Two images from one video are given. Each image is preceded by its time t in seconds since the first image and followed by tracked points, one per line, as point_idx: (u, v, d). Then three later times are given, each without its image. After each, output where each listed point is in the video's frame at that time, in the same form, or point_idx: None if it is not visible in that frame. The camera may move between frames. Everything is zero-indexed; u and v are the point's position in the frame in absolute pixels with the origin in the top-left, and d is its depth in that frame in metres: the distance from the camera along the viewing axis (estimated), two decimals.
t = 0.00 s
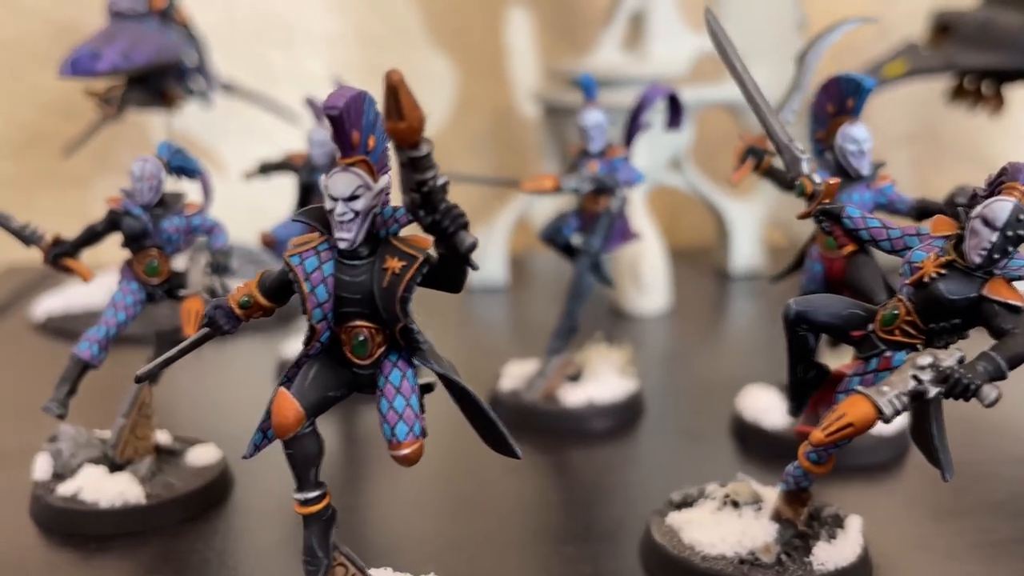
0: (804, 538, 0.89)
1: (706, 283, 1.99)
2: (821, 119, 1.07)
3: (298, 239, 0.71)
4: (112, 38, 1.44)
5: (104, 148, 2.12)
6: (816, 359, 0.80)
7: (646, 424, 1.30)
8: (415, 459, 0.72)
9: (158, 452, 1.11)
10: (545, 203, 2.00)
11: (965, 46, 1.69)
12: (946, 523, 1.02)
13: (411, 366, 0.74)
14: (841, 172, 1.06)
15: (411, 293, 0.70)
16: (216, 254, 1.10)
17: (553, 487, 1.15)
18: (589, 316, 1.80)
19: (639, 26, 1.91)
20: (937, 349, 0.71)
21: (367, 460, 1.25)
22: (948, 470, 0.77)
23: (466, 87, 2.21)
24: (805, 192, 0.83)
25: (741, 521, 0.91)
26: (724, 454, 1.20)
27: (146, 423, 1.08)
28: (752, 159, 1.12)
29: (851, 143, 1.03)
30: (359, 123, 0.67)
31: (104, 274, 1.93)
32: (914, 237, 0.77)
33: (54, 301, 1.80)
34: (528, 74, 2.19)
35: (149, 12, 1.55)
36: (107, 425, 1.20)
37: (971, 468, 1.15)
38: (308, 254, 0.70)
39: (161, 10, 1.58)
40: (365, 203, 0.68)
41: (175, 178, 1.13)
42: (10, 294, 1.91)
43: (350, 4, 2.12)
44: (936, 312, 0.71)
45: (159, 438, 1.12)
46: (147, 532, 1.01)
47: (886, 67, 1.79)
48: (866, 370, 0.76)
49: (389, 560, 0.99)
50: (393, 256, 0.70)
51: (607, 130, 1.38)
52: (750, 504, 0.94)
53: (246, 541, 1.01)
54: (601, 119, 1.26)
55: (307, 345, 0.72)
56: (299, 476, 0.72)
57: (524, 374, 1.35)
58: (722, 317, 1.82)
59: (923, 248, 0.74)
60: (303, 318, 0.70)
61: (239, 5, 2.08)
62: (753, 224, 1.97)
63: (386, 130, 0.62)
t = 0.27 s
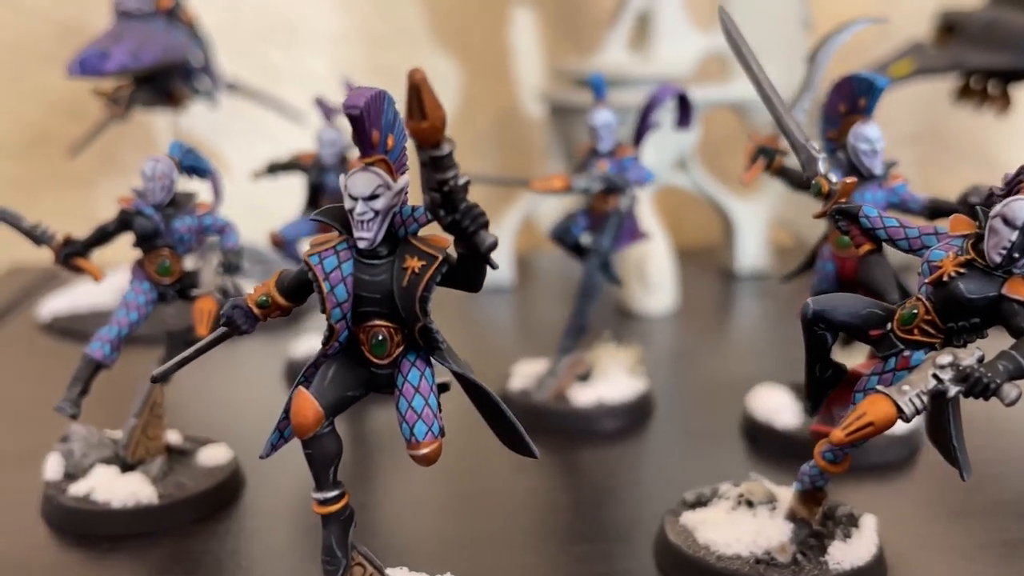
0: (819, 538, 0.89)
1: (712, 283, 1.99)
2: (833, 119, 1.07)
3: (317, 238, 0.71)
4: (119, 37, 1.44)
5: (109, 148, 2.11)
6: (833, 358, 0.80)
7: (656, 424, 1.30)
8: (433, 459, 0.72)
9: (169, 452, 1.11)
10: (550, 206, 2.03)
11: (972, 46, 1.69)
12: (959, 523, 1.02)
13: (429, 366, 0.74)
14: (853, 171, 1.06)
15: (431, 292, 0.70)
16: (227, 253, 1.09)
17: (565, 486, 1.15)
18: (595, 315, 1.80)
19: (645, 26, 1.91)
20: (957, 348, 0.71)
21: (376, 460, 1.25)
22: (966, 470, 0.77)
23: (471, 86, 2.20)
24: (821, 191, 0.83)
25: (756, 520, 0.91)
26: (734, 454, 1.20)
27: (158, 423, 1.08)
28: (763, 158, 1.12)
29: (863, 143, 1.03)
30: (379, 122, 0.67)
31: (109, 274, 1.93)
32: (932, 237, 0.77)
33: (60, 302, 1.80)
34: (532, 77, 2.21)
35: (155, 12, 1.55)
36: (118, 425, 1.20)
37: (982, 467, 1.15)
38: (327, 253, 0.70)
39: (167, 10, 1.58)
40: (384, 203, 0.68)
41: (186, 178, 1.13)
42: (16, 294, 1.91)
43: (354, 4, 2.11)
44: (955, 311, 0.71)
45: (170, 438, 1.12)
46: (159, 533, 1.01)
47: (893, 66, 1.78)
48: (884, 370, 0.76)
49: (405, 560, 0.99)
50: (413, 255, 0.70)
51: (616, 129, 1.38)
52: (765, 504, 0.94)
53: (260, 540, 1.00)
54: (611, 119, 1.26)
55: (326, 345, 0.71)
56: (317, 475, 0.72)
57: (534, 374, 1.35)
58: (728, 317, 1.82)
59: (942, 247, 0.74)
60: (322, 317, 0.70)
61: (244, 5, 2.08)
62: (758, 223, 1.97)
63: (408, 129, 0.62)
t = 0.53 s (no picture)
0: (828, 538, 0.89)
1: (715, 283, 1.99)
2: (841, 119, 1.07)
3: (328, 238, 0.71)
4: (124, 37, 1.43)
5: (112, 149, 2.11)
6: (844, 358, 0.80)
7: (661, 424, 1.30)
8: (445, 459, 0.72)
9: (176, 453, 1.10)
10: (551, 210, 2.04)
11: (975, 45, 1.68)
12: (966, 523, 1.02)
13: (441, 366, 0.74)
14: (860, 171, 1.05)
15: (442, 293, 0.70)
16: (233, 254, 1.07)
17: (571, 487, 1.15)
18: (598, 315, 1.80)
19: (648, 26, 1.91)
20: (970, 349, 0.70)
21: (381, 461, 1.24)
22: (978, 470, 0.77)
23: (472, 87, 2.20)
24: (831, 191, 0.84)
25: (765, 521, 0.91)
26: (739, 453, 1.20)
27: (164, 424, 1.07)
28: (770, 158, 1.12)
29: (870, 143, 1.03)
30: (390, 122, 0.67)
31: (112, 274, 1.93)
32: (943, 237, 0.77)
33: (63, 302, 1.80)
34: (534, 75, 2.20)
35: (158, 12, 1.55)
36: (125, 426, 1.20)
37: (988, 468, 1.15)
38: (338, 254, 0.70)
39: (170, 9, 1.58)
40: (396, 203, 0.68)
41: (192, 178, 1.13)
42: (18, 295, 1.91)
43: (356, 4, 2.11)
44: (967, 311, 0.71)
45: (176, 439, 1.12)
46: (165, 535, 1.01)
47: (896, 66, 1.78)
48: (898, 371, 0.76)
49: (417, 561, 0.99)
50: (424, 256, 0.69)
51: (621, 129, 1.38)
52: (773, 504, 0.94)
53: (267, 541, 1.00)
54: (616, 119, 1.26)
55: (336, 345, 0.71)
56: (328, 476, 0.72)
57: (540, 374, 1.35)
58: (732, 317, 1.82)
59: (953, 247, 0.74)
60: (333, 318, 0.70)
61: (245, 5, 2.08)
62: (761, 222, 1.98)
63: (420, 130, 0.62)
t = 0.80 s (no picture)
0: (849, 535, 0.89)
1: (723, 283, 1.99)
2: (857, 117, 1.07)
3: (354, 236, 0.71)
4: (135, 36, 1.43)
5: (118, 149, 2.11)
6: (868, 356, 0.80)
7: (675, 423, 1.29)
8: (470, 457, 0.72)
9: (191, 452, 1.10)
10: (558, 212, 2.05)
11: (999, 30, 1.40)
12: (984, 522, 1.02)
13: (466, 364, 0.74)
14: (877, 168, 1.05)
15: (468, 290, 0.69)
16: (250, 252, 1.08)
17: (587, 485, 1.15)
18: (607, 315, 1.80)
19: (657, 25, 1.91)
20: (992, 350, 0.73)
21: (394, 460, 1.24)
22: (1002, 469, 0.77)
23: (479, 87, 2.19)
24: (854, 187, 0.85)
25: (785, 518, 0.91)
26: (754, 452, 1.20)
27: (180, 423, 1.07)
28: (786, 156, 1.12)
29: (887, 140, 1.02)
30: (417, 119, 0.67)
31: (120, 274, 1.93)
32: (967, 234, 0.76)
33: (72, 301, 1.80)
34: (540, 74, 2.20)
35: (168, 11, 1.54)
36: (140, 424, 1.20)
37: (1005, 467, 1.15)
38: (364, 251, 0.69)
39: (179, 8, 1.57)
40: (423, 200, 0.68)
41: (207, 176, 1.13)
42: (26, 294, 1.90)
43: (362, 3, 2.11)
44: (993, 308, 0.70)
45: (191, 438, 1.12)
46: (182, 534, 1.00)
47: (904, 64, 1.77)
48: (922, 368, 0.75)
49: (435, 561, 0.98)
50: (450, 253, 0.69)
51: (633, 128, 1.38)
52: (794, 502, 0.94)
53: (285, 540, 1.00)
54: (630, 117, 1.25)
55: (362, 342, 0.71)
56: (354, 473, 0.71)
57: (553, 373, 1.35)
58: (741, 317, 1.82)
59: (979, 244, 0.73)
60: (358, 315, 0.70)
61: (252, 4, 2.08)
62: (769, 221, 1.98)
63: (451, 127, 0.62)
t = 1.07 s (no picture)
0: (867, 535, 0.90)
1: (730, 283, 1.99)
2: (872, 118, 1.07)
3: (379, 236, 0.71)
4: (148, 36, 1.43)
5: (125, 149, 2.11)
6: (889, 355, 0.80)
7: (688, 422, 1.29)
8: (494, 456, 0.72)
9: (208, 452, 1.11)
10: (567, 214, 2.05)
11: None
12: (1001, 522, 1.02)
13: (490, 364, 0.74)
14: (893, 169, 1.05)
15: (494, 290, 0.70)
16: (266, 252, 1.08)
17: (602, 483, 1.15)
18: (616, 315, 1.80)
19: (664, 25, 1.91)
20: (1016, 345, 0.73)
21: (408, 460, 1.24)
22: None
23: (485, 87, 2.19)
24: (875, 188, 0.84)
25: (804, 518, 0.91)
26: (767, 451, 1.20)
27: (196, 423, 1.07)
28: (801, 156, 1.13)
29: (903, 141, 1.02)
30: (444, 119, 0.67)
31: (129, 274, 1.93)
32: (989, 233, 0.76)
33: (81, 302, 1.80)
34: (546, 75, 2.20)
35: (177, 11, 1.55)
36: (155, 424, 1.20)
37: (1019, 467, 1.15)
38: (390, 251, 0.70)
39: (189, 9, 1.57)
40: (450, 200, 0.68)
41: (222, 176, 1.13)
42: (33, 294, 1.90)
43: (369, 3, 2.11)
44: (1016, 308, 0.70)
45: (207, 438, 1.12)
46: (199, 534, 1.00)
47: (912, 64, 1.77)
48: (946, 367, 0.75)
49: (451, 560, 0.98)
50: (476, 253, 0.70)
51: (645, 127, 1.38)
52: (812, 501, 0.94)
53: (302, 540, 1.00)
54: (643, 117, 1.26)
55: (387, 342, 0.71)
56: (379, 473, 0.72)
57: (565, 373, 1.35)
58: (749, 317, 1.82)
59: (1002, 244, 0.73)
60: (384, 315, 0.70)
61: (259, 4, 2.07)
62: (775, 222, 1.98)
63: (479, 127, 0.62)
